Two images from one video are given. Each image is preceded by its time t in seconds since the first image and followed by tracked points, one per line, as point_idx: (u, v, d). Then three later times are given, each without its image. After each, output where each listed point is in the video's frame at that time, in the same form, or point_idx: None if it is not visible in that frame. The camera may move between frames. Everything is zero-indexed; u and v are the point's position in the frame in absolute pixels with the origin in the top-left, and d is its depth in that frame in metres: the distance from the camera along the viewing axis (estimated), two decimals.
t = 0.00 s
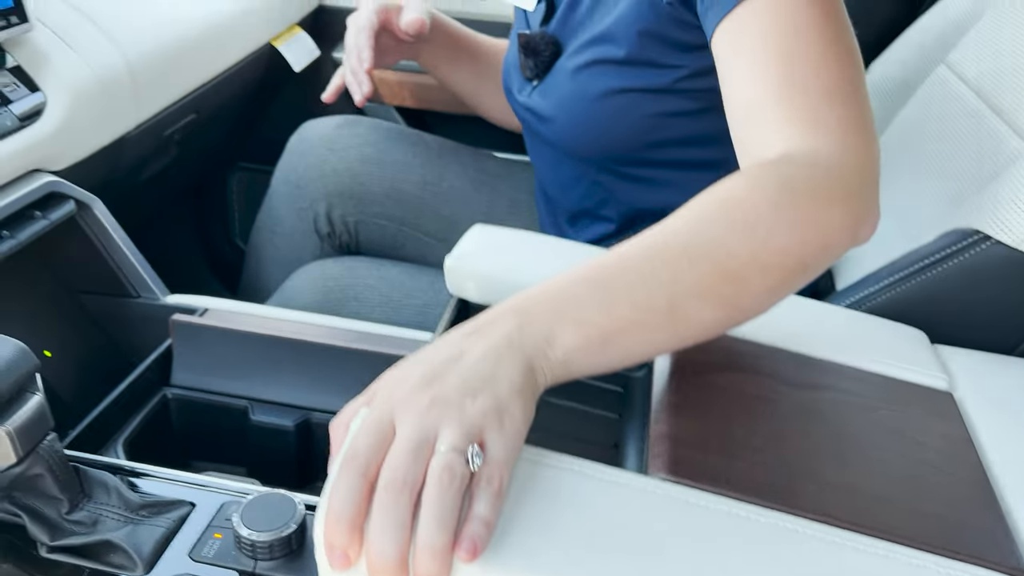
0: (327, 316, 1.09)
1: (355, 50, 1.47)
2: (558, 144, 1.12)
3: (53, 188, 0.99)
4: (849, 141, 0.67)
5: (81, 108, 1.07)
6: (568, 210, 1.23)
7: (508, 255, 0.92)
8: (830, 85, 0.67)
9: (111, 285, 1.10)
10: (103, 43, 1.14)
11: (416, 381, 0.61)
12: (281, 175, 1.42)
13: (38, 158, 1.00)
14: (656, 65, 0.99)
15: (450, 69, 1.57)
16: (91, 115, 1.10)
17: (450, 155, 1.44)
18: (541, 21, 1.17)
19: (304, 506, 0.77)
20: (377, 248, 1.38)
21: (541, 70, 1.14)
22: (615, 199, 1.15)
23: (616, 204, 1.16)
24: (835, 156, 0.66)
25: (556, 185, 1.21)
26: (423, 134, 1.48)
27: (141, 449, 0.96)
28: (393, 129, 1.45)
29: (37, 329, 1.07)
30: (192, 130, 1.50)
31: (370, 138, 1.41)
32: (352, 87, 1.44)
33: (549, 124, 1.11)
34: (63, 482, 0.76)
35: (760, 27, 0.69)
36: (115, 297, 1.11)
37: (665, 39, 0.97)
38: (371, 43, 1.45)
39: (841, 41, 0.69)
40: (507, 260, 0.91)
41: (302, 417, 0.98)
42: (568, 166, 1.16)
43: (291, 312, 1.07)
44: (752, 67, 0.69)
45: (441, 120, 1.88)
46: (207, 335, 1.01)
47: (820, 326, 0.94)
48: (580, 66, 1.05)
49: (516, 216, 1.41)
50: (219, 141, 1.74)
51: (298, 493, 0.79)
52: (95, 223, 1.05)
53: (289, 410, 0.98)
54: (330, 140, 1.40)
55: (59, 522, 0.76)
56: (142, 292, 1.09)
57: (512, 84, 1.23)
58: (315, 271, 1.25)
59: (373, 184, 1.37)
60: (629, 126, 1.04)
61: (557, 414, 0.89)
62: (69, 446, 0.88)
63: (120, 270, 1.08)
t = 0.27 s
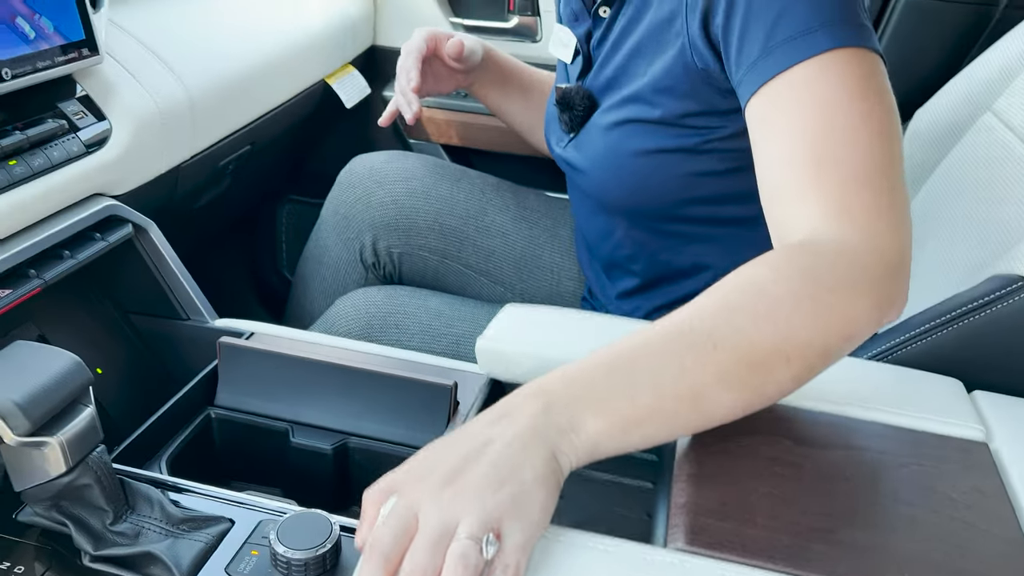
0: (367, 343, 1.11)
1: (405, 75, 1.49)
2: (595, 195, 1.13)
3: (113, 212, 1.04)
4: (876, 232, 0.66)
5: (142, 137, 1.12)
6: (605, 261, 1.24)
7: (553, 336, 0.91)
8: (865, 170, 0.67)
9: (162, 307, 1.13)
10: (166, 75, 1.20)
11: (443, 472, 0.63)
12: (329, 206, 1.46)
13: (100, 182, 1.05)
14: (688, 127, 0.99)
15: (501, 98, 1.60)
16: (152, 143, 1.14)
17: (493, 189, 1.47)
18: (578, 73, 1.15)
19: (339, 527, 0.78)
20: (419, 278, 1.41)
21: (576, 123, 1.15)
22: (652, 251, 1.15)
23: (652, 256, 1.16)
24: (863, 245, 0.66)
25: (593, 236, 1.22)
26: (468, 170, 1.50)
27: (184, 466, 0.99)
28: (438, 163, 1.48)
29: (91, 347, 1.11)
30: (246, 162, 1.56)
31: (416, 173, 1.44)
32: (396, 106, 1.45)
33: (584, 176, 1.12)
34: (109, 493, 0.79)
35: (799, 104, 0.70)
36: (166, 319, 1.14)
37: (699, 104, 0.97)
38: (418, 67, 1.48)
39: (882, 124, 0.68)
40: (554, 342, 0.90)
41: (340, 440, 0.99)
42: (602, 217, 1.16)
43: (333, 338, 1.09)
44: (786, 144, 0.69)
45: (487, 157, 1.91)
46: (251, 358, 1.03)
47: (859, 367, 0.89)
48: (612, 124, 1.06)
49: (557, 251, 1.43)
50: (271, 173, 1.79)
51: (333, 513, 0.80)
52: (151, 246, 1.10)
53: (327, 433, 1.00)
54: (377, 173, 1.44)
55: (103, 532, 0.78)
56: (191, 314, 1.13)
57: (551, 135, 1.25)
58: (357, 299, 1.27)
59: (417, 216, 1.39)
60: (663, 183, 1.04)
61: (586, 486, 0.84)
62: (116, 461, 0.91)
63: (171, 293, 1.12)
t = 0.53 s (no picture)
0: (407, 372, 1.11)
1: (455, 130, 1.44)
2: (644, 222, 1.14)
3: (166, 236, 1.07)
4: (927, 244, 0.66)
5: (197, 165, 1.16)
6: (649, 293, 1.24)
7: (594, 371, 0.90)
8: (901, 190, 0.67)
9: (209, 330, 1.16)
10: (223, 106, 1.24)
11: (465, 506, 0.60)
12: (375, 237, 1.48)
13: (156, 207, 1.08)
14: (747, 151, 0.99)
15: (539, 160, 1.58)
16: (207, 171, 1.18)
17: (536, 223, 1.48)
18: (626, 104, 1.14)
19: (371, 553, 0.78)
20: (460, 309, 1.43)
21: (625, 154, 1.15)
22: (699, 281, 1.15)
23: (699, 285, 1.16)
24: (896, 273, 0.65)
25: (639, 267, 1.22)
26: (512, 204, 1.52)
27: (223, 487, 1.00)
28: (484, 197, 1.50)
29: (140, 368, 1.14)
30: (297, 192, 1.60)
31: (461, 206, 1.46)
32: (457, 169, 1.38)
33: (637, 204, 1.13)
34: (149, 509, 0.80)
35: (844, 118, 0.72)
36: (213, 341, 1.16)
37: (754, 127, 0.96)
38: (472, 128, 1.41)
39: (926, 148, 0.68)
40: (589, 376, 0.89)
41: (377, 467, 1.00)
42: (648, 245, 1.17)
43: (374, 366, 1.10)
44: (824, 160, 0.71)
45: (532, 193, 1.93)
46: (292, 382, 1.04)
47: (913, 410, 0.87)
48: (666, 151, 1.06)
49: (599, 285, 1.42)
50: (321, 205, 1.83)
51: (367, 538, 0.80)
52: (201, 269, 1.12)
53: (365, 460, 1.00)
54: (423, 206, 1.45)
55: (141, 548, 0.79)
56: (236, 337, 1.15)
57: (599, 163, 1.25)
58: (399, 328, 1.28)
59: (461, 248, 1.41)
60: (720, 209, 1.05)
61: (628, 521, 0.82)
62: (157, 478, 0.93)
63: (218, 315, 1.14)
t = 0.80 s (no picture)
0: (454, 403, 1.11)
1: (550, 156, 1.41)
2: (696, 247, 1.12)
3: (223, 263, 1.10)
4: (983, 305, 0.81)
5: (256, 194, 1.19)
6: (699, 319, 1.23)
7: (641, 405, 0.89)
8: (980, 245, 0.80)
9: (262, 356, 1.18)
10: (283, 138, 1.28)
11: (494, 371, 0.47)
12: (425, 268, 1.50)
13: (215, 234, 1.12)
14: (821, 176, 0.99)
15: (601, 202, 1.53)
16: (265, 201, 1.22)
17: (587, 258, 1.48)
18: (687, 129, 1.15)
19: None
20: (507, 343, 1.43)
21: (681, 173, 1.13)
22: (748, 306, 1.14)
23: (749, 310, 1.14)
24: (975, 325, 0.81)
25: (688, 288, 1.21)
26: (563, 239, 1.52)
27: (269, 511, 1.01)
28: (534, 232, 1.51)
29: (195, 391, 1.17)
30: (352, 224, 1.63)
31: (512, 240, 1.47)
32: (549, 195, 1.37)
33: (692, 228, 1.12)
34: (196, 529, 0.81)
35: (928, 181, 0.81)
36: (265, 367, 1.18)
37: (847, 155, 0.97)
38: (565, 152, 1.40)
39: (984, 221, 0.80)
40: (634, 411, 0.88)
41: (420, 497, 1.00)
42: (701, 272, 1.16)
43: (421, 396, 1.10)
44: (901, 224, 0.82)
45: (583, 229, 1.93)
46: (339, 409, 1.05)
47: (982, 457, 0.83)
48: (726, 173, 1.06)
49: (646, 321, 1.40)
50: (374, 237, 1.87)
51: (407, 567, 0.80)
52: (255, 295, 1.15)
53: (408, 489, 1.01)
54: (474, 239, 1.47)
55: (187, 568, 0.80)
56: (289, 364, 1.17)
57: (650, 188, 1.25)
58: (446, 360, 1.29)
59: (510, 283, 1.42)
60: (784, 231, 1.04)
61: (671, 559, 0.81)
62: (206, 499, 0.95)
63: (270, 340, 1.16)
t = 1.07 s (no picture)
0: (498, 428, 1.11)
1: (607, 170, 1.41)
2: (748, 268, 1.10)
3: (274, 284, 1.13)
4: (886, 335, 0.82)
5: (307, 217, 1.21)
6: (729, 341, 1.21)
7: (688, 433, 0.87)
8: (917, 280, 0.80)
9: (308, 377, 1.20)
10: (334, 162, 1.31)
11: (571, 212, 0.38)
12: (473, 291, 1.50)
13: (267, 256, 1.14)
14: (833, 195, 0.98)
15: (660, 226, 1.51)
16: (316, 224, 1.24)
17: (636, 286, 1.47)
18: (746, 146, 1.14)
19: None
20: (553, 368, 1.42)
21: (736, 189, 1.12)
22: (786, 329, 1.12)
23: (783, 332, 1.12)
24: (861, 344, 0.82)
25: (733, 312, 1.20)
26: (612, 264, 1.52)
27: (312, 532, 1.01)
28: (583, 257, 1.51)
29: (244, 411, 1.18)
30: (402, 248, 1.65)
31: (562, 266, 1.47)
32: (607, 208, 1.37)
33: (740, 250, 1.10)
34: (238, 546, 0.81)
35: (915, 203, 0.80)
36: (311, 389, 1.20)
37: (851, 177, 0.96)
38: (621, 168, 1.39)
39: (962, 261, 0.80)
40: (680, 437, 0.87)
41: (461, 522, 0.99)
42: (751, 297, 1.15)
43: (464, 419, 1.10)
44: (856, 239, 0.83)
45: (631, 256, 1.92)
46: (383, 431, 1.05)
47: None
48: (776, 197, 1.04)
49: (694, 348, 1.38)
50: (424, 262, 1.89)
51: None
52: (304, 318, 1.18)
53: (451, 514, 1.00)
54: (523, 263, 1.47)
55: None
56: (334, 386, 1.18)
57: (704, 206, 1.23)
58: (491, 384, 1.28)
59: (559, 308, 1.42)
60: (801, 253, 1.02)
61: None
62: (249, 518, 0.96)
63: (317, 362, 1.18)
